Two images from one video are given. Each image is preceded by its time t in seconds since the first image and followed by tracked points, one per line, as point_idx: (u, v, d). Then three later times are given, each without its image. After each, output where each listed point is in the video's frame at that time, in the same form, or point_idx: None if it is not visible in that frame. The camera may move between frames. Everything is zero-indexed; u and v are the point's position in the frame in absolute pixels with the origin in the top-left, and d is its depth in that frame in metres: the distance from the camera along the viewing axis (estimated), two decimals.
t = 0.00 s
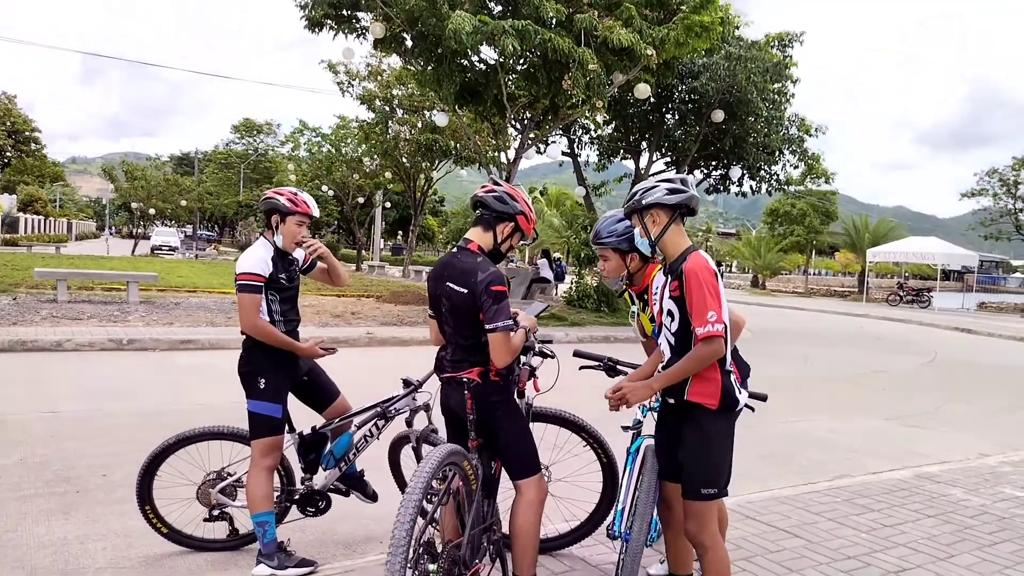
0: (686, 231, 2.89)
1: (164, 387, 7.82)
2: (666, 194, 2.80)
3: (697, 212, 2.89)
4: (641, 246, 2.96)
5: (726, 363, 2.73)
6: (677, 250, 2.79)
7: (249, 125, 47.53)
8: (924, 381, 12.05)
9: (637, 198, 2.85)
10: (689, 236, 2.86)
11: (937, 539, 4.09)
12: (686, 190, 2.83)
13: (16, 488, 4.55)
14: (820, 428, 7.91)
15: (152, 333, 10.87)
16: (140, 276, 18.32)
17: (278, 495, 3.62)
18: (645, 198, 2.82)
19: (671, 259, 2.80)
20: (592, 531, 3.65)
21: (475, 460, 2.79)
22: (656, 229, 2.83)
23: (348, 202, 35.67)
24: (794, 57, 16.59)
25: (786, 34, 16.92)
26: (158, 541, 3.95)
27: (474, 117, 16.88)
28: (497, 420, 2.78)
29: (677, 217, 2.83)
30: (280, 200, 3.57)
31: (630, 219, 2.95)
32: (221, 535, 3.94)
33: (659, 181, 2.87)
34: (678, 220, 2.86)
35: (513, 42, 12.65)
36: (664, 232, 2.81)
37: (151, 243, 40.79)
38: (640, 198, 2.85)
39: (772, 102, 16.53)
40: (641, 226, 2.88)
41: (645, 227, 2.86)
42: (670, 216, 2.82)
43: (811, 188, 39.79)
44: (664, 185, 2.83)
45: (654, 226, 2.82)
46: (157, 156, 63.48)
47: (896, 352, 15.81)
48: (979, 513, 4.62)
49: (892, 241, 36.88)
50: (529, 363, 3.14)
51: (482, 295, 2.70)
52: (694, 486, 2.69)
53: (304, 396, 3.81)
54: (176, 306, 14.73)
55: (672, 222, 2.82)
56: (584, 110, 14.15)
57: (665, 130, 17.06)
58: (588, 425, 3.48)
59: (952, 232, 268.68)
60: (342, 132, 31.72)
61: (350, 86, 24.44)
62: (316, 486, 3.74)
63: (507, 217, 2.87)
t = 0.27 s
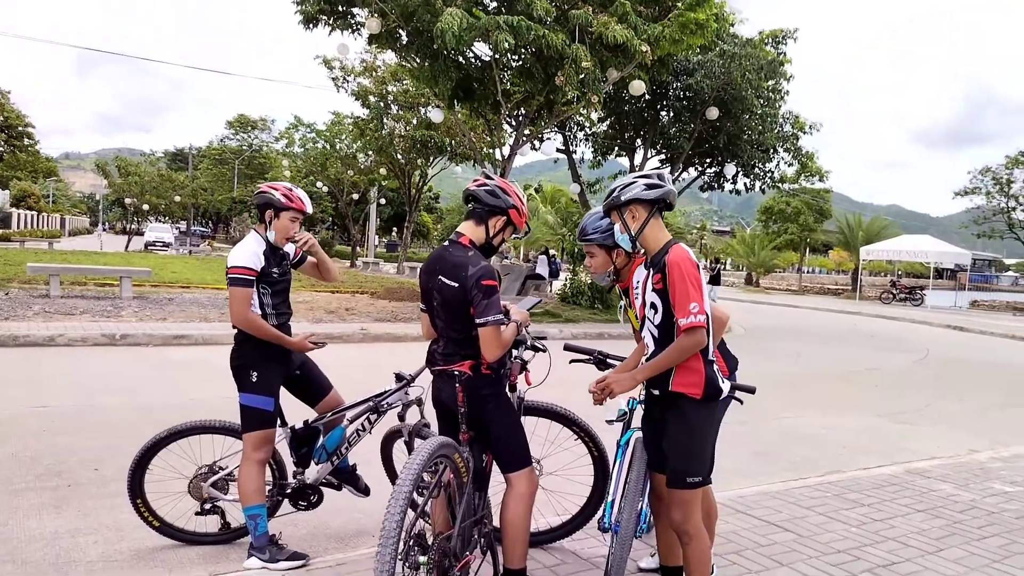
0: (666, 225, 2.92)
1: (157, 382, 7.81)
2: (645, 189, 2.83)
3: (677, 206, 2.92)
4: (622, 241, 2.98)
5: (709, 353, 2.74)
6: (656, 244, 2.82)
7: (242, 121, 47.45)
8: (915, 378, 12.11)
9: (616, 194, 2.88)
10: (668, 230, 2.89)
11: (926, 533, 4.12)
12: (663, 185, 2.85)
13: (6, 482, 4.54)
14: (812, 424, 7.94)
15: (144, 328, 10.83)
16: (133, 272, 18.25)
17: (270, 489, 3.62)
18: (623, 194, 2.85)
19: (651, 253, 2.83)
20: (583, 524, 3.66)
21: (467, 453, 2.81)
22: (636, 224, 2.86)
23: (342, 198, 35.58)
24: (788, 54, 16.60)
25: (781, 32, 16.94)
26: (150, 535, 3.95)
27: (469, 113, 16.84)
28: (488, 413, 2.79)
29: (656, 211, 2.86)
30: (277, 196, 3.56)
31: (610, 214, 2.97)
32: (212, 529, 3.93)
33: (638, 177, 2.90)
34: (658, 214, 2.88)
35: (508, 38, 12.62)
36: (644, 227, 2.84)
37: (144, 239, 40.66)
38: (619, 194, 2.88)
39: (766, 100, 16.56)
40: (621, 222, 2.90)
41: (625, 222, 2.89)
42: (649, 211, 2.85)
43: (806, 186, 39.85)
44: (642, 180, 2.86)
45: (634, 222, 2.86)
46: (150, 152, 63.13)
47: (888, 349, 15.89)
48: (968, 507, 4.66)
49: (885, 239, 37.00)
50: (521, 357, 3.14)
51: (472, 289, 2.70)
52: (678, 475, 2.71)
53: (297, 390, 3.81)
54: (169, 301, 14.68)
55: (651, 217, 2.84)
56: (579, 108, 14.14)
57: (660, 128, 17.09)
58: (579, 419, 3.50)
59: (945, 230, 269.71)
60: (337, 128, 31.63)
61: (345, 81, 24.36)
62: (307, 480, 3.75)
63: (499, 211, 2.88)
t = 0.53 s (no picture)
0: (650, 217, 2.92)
1: (145, 373, 7.76)
2: (628, 182, 2.82)
3: (661, 198, 2.92)
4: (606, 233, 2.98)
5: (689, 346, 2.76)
6: (640, 236, 2.82)
7: (233, 111, 47.13)
8: (903, 373, 12.20)
9: (601, 186, 2.87)
10: (652, 223, 2.89)
11: (913, 526, 4.16)
12: (647, 177, 2.85)
13: None
14: (801, 418, 7.99)
15: (133, 320, 10.76)
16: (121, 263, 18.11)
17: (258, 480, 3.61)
18: (607, 186, 2.85)
19: (635, 245, 2.84)
20: (572, 517, 3.66)
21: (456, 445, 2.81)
22: (620, 217, 2.86)
23: (333, 190, 35.40)
24: (780, 50, 16.61)
25: (773, 27, 16.95)
26: (138, 526, 3.93)
27: (461, 106, 16.76)
28: (477, 405, 2.79)
29: (640, 204, 2.85)
30: (274, 193, 3.55)
31: (594, 206, 2.97)
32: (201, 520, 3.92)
33: (622, 169, 2.89)
34: (642, 206, 2.88)
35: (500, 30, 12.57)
36: (628, 220, 2.84)
37: (134, 230, 40.37)
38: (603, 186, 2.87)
39: (758, 95, 16.57)
40: (605, 215, 2.90)
41: (609, 215, 2.89)
42: (633, 204, 2.84)
43: (797, 181, 39.96)
44: (626, 172, 2.85)
45: (618, 214, 2.86)
46: (139, 142, 62.61)
47: (876, 344, 15.97)
48: (954, 501, 4.70)
49: (875, 235, 37.18)
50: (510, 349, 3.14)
51: (461, 281, 2.70)
52: (644, 460, 2.72)
53: (286, 382, 3.80)
54: (158, 293, 14.58)
55: (635, 210, 2.84)
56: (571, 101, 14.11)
57: (652, 122, 17.08)
58: (568, 411, 3.49)
59: (935, 226, 271.21)
60: (328, 120, 31.45)
61: (336, 72, 24.20)
62: (296, 472, 3.74)
63: (489, 203, 2.87)
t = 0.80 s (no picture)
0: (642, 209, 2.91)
1: (137, 365, 7.72)
2: (621, 172, 2.81)
3: (655, 188, 2.90)
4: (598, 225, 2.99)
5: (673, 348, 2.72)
6: (630, 231, 2.81)
7: (225, 102, 46.85)
8: (894, 367, 12.27)
9: (593, 177, 2.87)
10: (645, 215, 2.87)
11: (904, 519, 4.19)
12: (641, 167, 2.83)
13: None
14: (793, 412, 8.03)
15: (124, 311, 10.69)
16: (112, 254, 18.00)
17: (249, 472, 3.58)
18: (598, 178, 2.84)
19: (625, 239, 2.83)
20: (566, 509, 3.68)
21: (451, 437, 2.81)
22: (612, 209, 2.86)
23: (326, 182, 35.23)
24: (775, 44, 16.60)
25: (767, 22, 16.94)
26: (130, 517, 3.91)
27: (454, 98, 16.69)
28: (472, 397, 2.78)
29: (632, 196, 2.84)
30: (268, 185, 3.49)
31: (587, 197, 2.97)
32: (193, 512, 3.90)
33: (614, 160, 2.87)
34: (635, 199, 2.86)
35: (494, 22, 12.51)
36: (620, 212, 2.84)
37: (125, 221, 40.09)
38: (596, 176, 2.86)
39: (752, 89, 16.56)
40: (598, 206, 2.90)
41: (601, 206, 2.89)
42: (625, 195, 2.84)
43: (790, 176, 40.02)
44: (619, 163, 2.84)
45: (609, 206, 2.86)
46: (130, 132, 62.11)
47: (867, 338, 16.05)
48: (945, 494, 4.74)
49: (867, 230, 37.32)
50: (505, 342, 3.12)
51: (457, 273, 2.69)
52: (631, 464, 2.70)
53: (280, 373, 3.78)
54: (149, 284, 14.50)
55: (627, 201, 2.84)
56: (565, 94, 14.06)
57: (646, 115, 17.06)
58: (563, 404, 3.52)
59: (926, 222, 272.54)
60: (321, 111, 31.27)
61: (329, 63, 24.05)
62: (289, 464, 3.72)
63: (485, 195, 2.87)
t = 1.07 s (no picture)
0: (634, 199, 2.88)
1: (136, 355, 7.72)
2: (605, 163, 2.79)
3: (644, 175, 2.86)
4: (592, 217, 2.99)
5: (659, 347, 2.68)
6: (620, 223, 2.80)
7: (223, 92, 46.70)
8: (891, 360, 12.31)
9: (581, 169, 2.86)
10: (635, 205, 2.85)
11: (902, 512, 4.21)
12: (628, 156, 2.80)
13: None
14: (792, 405, 8.05)
15: (122, 301, 10.68)
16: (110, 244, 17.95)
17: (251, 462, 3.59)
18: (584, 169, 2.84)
19: (615, 231, 2.82)
20: (566, 501, 3.68)
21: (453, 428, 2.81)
22: (600, 201, 2.86)
23: (324, 173, 35.14)
24: (775, 37, 16.55)
25: (768, 14, 16.89)
26: (131, 507, 3.91)
27: (454, 89, 16.63)
28: (474, 388, 2.79)
29: (620, 185, 2.82)
30: (275, 179, 3.48)
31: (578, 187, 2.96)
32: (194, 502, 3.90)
33: (601, 148, 2.85)
34: (624, 188, 2.83)
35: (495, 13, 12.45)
36: (608, 204, 2.84)
37: (123, 211, 40.02)
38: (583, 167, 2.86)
39: (752, 82, 16.52)
40: (588, 196, 2.90)
41: (590, 197, 2.88)
42: (613, 186, 2.82)
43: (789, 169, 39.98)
44: (604, 153, 2.81)
45: (598, 197, 2.85)
46: (128, 122, 61.87)
47: (865, 332, 16.07)
48: (942, 488, 4.76)
49: (866, 224, 37.33)
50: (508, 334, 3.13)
51: (461, 265, 2.70)
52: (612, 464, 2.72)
53: (281, 364, 3.78)
54: (148, 274, 14.48)
55: (616, 192, 2.82)
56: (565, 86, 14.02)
57: (646, 107, 17.02)
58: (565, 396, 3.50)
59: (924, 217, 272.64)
60: (320, 102, 31.16)
61: (328, 54, 23.94)
62: (291, 454, 3.72)
63: (489, 186, 2.88)
